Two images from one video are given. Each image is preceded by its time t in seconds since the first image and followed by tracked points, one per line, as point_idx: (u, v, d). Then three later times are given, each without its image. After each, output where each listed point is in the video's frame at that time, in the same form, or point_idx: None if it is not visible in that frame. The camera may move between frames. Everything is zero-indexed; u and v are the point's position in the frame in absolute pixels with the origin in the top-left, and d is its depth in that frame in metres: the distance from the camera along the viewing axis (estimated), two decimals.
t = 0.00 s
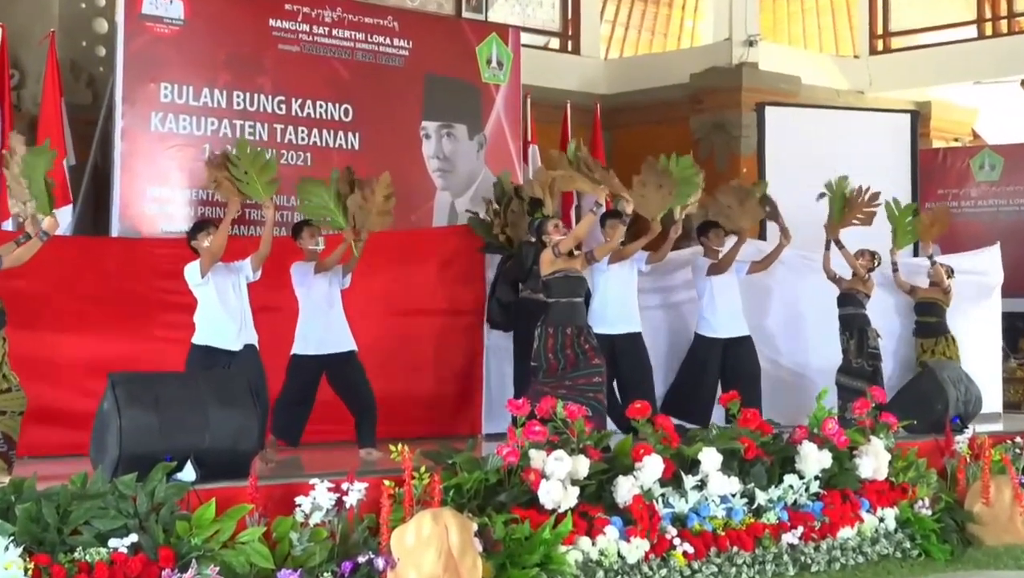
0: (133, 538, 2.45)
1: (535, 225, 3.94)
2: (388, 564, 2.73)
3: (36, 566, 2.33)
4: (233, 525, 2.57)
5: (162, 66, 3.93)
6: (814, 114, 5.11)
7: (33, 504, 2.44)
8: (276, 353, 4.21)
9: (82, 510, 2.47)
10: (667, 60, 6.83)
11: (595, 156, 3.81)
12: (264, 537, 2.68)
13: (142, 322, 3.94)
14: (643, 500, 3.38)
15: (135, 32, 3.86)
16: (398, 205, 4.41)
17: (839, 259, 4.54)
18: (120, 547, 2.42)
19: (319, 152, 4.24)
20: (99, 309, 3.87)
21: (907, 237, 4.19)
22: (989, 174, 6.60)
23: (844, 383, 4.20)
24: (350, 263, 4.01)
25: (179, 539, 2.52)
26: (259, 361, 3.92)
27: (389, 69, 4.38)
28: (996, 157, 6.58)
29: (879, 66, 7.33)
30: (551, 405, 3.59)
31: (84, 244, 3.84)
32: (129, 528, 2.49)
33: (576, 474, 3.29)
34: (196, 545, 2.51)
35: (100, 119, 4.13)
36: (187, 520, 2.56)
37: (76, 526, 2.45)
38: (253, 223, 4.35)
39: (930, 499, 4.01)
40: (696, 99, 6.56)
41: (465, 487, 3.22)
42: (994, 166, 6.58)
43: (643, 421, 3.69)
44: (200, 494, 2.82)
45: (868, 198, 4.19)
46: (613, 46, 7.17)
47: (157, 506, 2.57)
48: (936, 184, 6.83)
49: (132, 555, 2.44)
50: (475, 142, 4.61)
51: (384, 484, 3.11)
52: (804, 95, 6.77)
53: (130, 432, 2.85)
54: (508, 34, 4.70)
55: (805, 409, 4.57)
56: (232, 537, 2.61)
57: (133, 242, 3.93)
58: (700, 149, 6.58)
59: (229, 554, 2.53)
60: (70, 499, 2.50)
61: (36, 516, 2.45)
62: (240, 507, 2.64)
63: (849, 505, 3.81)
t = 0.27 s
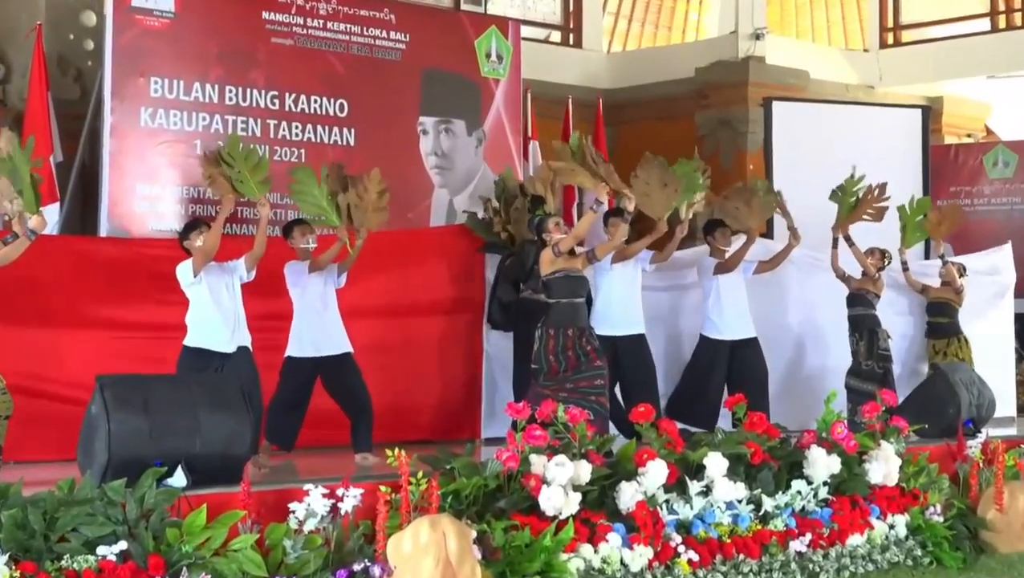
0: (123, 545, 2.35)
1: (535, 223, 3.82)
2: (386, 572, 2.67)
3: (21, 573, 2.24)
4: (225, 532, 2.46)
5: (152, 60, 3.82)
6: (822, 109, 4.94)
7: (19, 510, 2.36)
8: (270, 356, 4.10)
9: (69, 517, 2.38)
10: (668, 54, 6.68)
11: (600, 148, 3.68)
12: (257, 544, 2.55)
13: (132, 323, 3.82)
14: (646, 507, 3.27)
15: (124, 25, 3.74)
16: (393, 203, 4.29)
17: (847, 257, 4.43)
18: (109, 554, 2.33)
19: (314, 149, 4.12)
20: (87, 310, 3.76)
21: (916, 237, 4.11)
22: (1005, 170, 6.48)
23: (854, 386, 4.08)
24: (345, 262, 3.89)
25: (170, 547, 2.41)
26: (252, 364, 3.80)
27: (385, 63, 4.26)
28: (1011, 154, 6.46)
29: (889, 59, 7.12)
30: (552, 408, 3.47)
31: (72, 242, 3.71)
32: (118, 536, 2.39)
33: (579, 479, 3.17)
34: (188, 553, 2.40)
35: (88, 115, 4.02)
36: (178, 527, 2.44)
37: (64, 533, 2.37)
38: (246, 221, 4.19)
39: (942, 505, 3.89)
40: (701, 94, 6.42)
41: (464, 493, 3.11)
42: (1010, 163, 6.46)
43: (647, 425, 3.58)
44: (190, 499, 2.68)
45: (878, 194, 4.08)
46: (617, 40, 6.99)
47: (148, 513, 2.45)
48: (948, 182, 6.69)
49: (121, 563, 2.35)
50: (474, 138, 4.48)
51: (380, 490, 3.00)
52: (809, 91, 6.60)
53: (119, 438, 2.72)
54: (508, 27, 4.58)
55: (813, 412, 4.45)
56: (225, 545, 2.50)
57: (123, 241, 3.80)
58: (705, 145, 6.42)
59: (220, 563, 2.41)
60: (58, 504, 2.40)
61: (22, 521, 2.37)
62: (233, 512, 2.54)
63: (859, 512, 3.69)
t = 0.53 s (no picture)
0: (113, 553, 2.29)
1: (535, 222, 3.73)
2: None
3: None
4: (218, 538, 2.39)
5: (144, 55, 3.73)
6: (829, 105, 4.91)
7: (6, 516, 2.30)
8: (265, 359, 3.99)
9: (59, 522, 2.31)
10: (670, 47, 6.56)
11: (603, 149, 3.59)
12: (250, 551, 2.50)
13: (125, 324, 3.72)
14: (650, 512, 3.17)
15: (114, 19, 3.66)
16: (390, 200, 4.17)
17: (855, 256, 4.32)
18: (99, 562, 2.27)
19: (309, 145, 4.01)
20: (78, 310, 3.66)
21: (925, 240, 4.03)
22: (1017, 167, 6.39)
23: (862, 388, 4.00)
24: (341, 262, 3.80)
25: (161, 553, 2.34)
26: (246, 366, 3.71)
27: (382, 57, 4.16)
28: None
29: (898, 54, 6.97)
30: (552, 411, 3.37)
31: (62, 241, 3.62)
32: (109, 542, 2.34)
33: (580, 484, 3.10)
34: (179, 561, 2.35)
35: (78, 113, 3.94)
36: (169, 533, 2.38)
37: (52, 540, 2.30)
38: (240, 219, 4.04)
39: (953, 511, 3.79)
40: (706, 90, 6.28)
41: (462, 498, 3.01)
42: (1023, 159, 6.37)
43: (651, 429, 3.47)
44: (181, 505, 2.59)
45: (889, 197, 3.97)
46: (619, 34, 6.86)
47: (139, 519, 2.39)
48: (959, 179, 6.61)
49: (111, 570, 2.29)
50: (473, 135, 4.38)
51: (377, 495, 2.91)
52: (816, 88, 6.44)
53: (110, 441, 2.61)
54: (508, 21, 4.48)
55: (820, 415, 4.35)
56: (217, 551, 2.43)
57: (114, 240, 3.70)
58: (709, 142, 6.29)
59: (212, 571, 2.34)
60: (47, 510, 2.34)
61: (10, 528, 2.31)
62: (227, 517, 2.46)
63: (868, 517, 3.59)
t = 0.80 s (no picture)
0: (101, 561, 2.20)
1: (536, 220, 3.62)
2: None
3: None
4: (210, 545, 2.31)
5: (133, 48, 3.62)
6: (838, 100, 4.79)
7: None
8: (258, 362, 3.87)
9: (45, 529, 2.22)
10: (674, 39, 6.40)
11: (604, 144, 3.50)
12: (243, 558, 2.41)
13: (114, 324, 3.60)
14: (653, 519, 3.04)
15: (101, 12, 3.55)
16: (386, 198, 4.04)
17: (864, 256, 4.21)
18: (87, 570, 2.18)
19: (303, 142, 3.88)
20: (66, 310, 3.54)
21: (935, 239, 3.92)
22: None
23: (873, 392, 3.88)
24: (335, 262, 3.69)
25: (151, 562, 2.26)
26: (239, 368, 3.59)
27: (378, 51, 4.04)
28: None
29: (908, 46, 6.85)
30: (553, 415, 3.25)
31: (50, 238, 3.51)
32: (97, 549, 2.24)
33: (582, 490, 2.99)
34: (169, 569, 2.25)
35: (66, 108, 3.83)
36: (159, 540, 2.29)
37: (38, 548, 2.21)
38: (232, 218, 3.85)
39: (965, 518, 3.68)
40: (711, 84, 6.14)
41: (461, 504, 2.91)
42: None
43: (655, 434, 3.36)
44: (172, 512, 2.50)
45: (898, 192, 3.88)
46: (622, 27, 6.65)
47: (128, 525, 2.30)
48: (971, 177, 6.50)
49: None
50: (471, 131, 4.26)
51: (373, 501, 2.81)
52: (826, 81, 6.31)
53: (99, 445, 2.50)
54: (508, 13, 4.36)
55: (827, 419, 4.24)
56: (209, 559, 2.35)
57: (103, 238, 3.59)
58: (715, 138, 6.16)
59: None
60: (33, 517, 2.25)
61: None
62: (219, 524, 2.37)
63: (878, 524, 3.47)
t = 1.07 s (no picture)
0: (89, 569, 2.11)
1: (537, 217, 3.52)
2: None
3: None
4: (201, 554, 2.21)
5: (121, 41, 3.51)
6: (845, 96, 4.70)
7: None
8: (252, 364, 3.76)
9: (31, 537, 2.13)
10: (679, 34, 6.21)
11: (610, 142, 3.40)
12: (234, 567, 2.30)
13: (103, 326, 3.51)
14: (658, 526, 2.93)
15: (88, 4, 3.45)
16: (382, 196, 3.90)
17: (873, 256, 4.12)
18: None
19: (297, 138, 3.76)
20: (54, 310, 3.45)
21: (949, 238, 3.80)
22: None
23: (884, 395, 3.79)
24: (332, 264, 3.58)
25: (140, 570, 2.16)
26: (231, 370, 3.49)
27: (374, 44, 3.93)
28: None
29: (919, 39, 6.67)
30: (555, 418, 3.15)
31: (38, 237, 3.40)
32: (85, 558, 2.15)
33: (584, 497, 2.86)
34: None
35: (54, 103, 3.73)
36: (150, 548, 2.20)
37: (24, 556, 2.12)
38: (223, 216, 3.74)
39: (979, 525, 3.56)
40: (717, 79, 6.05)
41: (459, 511, 2.80)
42: None
43: (659, 439, 3.25)
44: (165, 518, 2.39)
45: (909, 187, 3.77)
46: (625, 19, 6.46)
47: (117, 533, 2.21)
48: (985, 173, 6.39)
49: None
50: (470, 126, 4.16)
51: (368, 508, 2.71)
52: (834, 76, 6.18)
53: (87, 451, 2.40)
54: (507, 6, 4.26)
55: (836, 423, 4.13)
56: (200, 567, 2.26)
57: (91, 236, 3.48)
58: (721, 134, 6.09)
59: None
60: (19, 524, 2.15)
61: None
62: (210, 533, 2.28)
63: (888, 531, 3.36)
